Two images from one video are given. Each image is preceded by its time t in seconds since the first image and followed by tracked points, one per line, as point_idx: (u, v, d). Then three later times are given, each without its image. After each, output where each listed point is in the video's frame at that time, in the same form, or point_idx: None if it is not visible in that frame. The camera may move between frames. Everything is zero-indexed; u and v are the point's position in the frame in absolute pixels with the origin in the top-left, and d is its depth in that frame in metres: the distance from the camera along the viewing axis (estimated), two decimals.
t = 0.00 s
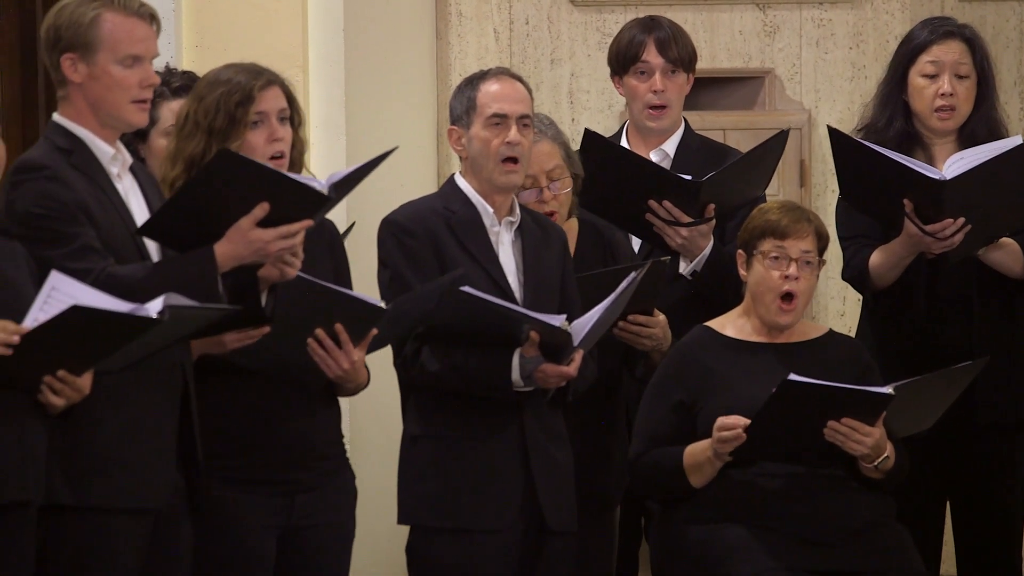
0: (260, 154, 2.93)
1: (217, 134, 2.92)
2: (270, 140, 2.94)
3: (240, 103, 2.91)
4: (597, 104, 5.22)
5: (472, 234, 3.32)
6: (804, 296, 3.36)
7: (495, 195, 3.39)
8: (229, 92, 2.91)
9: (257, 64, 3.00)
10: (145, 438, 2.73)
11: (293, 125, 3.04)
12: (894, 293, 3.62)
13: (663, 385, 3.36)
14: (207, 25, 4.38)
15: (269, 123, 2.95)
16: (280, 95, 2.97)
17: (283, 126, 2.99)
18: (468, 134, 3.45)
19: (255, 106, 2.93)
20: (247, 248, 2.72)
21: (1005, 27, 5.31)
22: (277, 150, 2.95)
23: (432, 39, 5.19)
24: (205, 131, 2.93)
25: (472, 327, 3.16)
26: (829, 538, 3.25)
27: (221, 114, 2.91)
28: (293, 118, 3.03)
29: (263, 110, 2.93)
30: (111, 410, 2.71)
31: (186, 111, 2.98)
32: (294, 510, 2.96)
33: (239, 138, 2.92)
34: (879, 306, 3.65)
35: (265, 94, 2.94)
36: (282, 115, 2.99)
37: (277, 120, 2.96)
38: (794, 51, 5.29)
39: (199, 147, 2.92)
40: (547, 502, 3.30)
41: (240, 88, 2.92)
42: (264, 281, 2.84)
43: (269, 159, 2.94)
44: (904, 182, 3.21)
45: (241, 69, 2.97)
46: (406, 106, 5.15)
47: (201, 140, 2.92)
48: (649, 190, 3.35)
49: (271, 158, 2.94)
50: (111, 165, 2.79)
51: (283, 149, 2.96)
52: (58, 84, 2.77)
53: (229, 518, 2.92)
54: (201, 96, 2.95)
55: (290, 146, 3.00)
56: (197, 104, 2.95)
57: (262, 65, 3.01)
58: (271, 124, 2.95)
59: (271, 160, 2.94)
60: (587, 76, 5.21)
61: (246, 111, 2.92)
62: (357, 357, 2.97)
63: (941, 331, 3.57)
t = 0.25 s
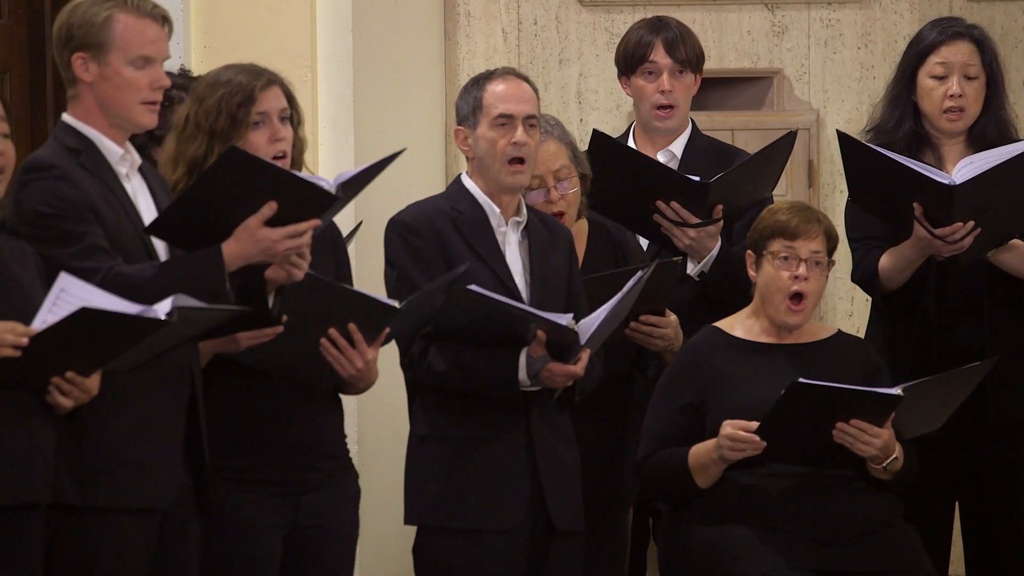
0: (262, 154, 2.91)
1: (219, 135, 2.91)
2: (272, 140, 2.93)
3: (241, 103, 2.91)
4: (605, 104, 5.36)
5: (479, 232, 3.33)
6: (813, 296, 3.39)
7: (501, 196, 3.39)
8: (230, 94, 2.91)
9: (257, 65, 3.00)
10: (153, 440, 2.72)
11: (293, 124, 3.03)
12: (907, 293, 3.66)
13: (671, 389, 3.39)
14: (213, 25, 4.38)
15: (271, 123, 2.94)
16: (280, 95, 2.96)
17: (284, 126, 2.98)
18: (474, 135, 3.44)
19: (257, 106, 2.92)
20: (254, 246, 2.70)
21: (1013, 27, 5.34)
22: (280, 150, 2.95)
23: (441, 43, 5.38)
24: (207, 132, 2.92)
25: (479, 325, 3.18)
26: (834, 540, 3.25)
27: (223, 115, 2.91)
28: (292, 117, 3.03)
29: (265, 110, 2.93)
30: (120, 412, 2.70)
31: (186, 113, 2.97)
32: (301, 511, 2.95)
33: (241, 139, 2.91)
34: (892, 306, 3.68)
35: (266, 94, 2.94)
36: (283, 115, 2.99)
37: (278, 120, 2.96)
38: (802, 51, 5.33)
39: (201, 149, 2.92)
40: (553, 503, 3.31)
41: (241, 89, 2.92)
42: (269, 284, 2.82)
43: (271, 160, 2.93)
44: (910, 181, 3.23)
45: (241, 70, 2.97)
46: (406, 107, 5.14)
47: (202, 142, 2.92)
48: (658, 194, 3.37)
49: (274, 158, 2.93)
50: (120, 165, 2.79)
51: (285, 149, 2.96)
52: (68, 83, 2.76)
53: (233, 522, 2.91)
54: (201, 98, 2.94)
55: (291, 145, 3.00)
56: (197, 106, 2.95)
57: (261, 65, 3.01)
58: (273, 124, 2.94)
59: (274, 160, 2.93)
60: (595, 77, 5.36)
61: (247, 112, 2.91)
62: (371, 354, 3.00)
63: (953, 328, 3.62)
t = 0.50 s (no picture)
0: (266, 151, 2.93)
1: (222, 134, 2.91)
2: (275, 137, 2.94)
3: (243, 102, 2.91)
4: (611, 103, 5.30)
5: (481, 231, 3.34)
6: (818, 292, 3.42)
7: (505, 194, 3.39)
8: (232, 92, 2.91)
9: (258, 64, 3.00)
10: (159, 439, 2.72)
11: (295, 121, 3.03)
12: (912, 293, 3.68)
13: (676, 390, 3.40)
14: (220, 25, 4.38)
15: (274, 121, 2.94)
16: (281, 92, 2.97)
17: (286, 124, 2.99)
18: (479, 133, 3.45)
19: (259, 104, 2.92)
20: (257, 248, 2.70)
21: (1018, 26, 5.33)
22: (283, 147, 2.96)
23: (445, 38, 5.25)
24: (210, 132, 2.92)
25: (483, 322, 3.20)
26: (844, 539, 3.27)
27: (225, 114, 2.91)
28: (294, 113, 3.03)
29: (267, 108, 2.93)
30: (127, 410, 2.70)
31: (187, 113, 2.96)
32: (305, 510, 2.95)
33: (243, 137, 2.91)
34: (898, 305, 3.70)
35: (268, 92, 2.94)
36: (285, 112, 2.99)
37: (281, 117, 2.96)
38: (808, 50, 5.31)
39: (204, 148, 2.91)
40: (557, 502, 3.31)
41: (242, 87, 2.92)
42: (273, 288, 2.81)
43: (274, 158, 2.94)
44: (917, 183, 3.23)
45: (243, 68, 2.97)
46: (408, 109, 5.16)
47: (205, 142, 2.92)
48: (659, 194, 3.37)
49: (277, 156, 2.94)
50: (126, 165, 2.78)
51: (288, 146, 2.97)
52: (76, 80, 2.76)
53: (237, 521, 2.90)
54: (203, 98, 2.94)
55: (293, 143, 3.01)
56: (199, 105, 2.94)
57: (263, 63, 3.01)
58: (275, 122, 2.95)
59: (277, 158, 2.94)
60: (600, 75, 5.28)
61: (250, 110, 2.91)
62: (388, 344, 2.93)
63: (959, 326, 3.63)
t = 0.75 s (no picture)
0: (276, 154, 2.92)
1: (232, 135, 2.90)
2: (286, 139, 2.94)
3: (255, 103, 2.91)
4: (619, 104, 5.28)
5: (488, 231, 3.34)
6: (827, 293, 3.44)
7: (512, 196, 3.40)
8: (244, 93, 2.91)
9: (270, 65, 3.00)
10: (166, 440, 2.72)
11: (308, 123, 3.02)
12: (921, 295, 3.68)
13: (686, 390, 3.42)
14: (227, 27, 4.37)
15: (285, 122, 2.94)
16: (293, 94, 2.96)
17: (298, 126, 2.98)
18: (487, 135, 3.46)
19: (270, 106, 2.92)
20: (264, 250, 2.71)
21: None
22: (293, 149, 2.96)
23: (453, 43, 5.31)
24: (221, 132, 2.92)
25: (492, 327, 3.19)
26: (858, 539, 3.27)
27: (237, 115, 2.90)
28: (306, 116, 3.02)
29: (278, 110, 2.93)
30: (136, 410, 2.70)
31: (199, 114, 2.96)
32: (314, 512, 2.94)
33: (255, 138, 2.91)
34: (909, 306, 3.70)
35: (280, 93, 2.94)
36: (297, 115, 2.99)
37: (293, 119, 2.96)
38: (816, 52, 5.31)
39: (214, 149, 2.91)
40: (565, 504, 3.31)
41: (254, 89, 2.92)
42: (276, 295, 2.86)
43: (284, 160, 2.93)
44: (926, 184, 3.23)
45: (255, 70, 2.97)
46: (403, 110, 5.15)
47: (216, 142, 2.91)
48: (665, 195, 3.39)
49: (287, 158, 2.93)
50: (134, 168, 2.79)
51: (300, 148, 2.96)
52: (85, 80, 2.76)
53: (244, 524, 2.89)
54: (215, 99, 2.94)
55: (305, 145, 3.00)
56: (211, 106, 2.94)
57: (275, 66, 3.01)
58: (287, 123, 2.94)
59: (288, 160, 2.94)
60: (609, 77, 5.27)
61: (261, 111, 2.91)
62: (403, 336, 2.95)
63: (970, 327, 3.63)
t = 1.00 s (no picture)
0: (292, 154, 2.90)
1: (250, 133, 2.89)
2: (304, 140, 2.91)
3: (273, 102, 2.89)
4: (631, 104, 5.37)
5: (498, 229, 3.35)
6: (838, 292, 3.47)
7: (523, 196, 3.40)
8: (263, 91, 2.89)
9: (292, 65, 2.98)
10: (179, 438, 2.72)
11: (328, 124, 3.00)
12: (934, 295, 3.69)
13: (700, 386, 3.44)
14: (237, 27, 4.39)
15: (303, 123, 2.92)
16: (313, 94, 2.94)
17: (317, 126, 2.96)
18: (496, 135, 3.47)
19: (289, 106, 2.90)
20: (274, 249, 2.71)
21: None
22: (311, 150, 2.93)
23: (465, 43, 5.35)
24: (239, 130, 2.90)
25: (503, 325, 3.20)
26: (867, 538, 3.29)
27: (255, 113, 2.89)
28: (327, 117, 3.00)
29: (297, 110, 2.91)
30: (148, 409, 2.70)
31: (219, 111, 2.95)
32: (328, 511, 2.94)
33: (272, 137, 2.89)
34: (922, 305, 3.71)
35: (299, 93, 2.91)
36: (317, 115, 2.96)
37: (311, 120, 2.93)
38: (827, 52, 5.32)
39: (232, 146, 2.90)
40: (575, 503, 3.30)
41: (273, 88, 2.90)
42: (287, 297, 2.86)
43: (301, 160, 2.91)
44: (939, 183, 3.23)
45: (276, 69, 2.94)
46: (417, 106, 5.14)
47: (233, 140, 2.90)
48: (674, 189, 3.40)
49: (304, 158, 2.91)
50: (146, 168, 2.79)
51: (317, 149, 2.93)
52: (98, 77, 2.76)
53: (257, 523, 2.90)
54: (234, 96, 2.92)
55: (324, 146, 2.97)
56: (230, 104, 2.92)
57: (297, 65, 2.98)
58: (305, 123, 2.92)
59: (304, 160, 2.91)
60: (620, 76, 5.36)
61: (279, 111, 2.89)
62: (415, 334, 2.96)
63: (983, 326, 3.64)
